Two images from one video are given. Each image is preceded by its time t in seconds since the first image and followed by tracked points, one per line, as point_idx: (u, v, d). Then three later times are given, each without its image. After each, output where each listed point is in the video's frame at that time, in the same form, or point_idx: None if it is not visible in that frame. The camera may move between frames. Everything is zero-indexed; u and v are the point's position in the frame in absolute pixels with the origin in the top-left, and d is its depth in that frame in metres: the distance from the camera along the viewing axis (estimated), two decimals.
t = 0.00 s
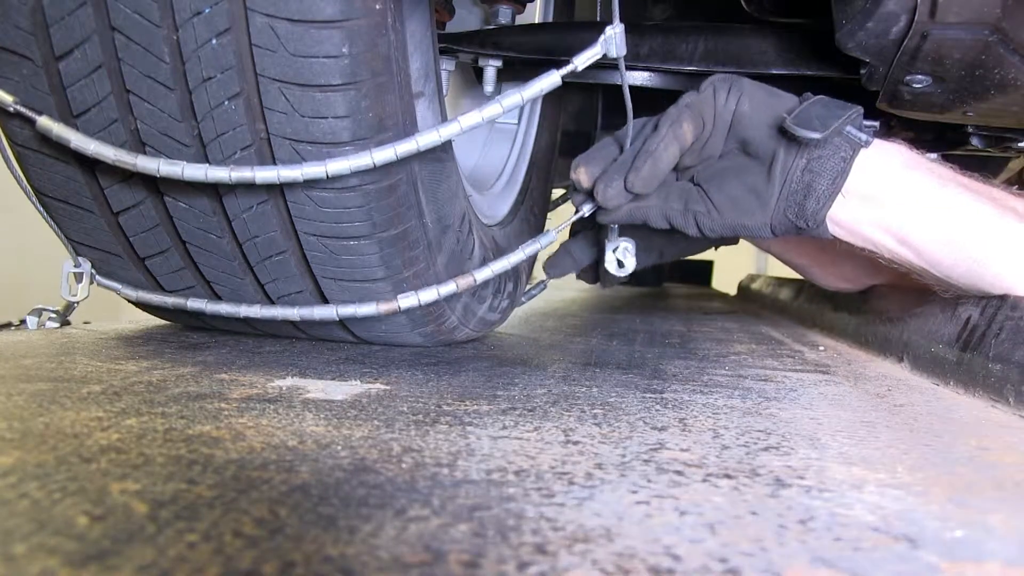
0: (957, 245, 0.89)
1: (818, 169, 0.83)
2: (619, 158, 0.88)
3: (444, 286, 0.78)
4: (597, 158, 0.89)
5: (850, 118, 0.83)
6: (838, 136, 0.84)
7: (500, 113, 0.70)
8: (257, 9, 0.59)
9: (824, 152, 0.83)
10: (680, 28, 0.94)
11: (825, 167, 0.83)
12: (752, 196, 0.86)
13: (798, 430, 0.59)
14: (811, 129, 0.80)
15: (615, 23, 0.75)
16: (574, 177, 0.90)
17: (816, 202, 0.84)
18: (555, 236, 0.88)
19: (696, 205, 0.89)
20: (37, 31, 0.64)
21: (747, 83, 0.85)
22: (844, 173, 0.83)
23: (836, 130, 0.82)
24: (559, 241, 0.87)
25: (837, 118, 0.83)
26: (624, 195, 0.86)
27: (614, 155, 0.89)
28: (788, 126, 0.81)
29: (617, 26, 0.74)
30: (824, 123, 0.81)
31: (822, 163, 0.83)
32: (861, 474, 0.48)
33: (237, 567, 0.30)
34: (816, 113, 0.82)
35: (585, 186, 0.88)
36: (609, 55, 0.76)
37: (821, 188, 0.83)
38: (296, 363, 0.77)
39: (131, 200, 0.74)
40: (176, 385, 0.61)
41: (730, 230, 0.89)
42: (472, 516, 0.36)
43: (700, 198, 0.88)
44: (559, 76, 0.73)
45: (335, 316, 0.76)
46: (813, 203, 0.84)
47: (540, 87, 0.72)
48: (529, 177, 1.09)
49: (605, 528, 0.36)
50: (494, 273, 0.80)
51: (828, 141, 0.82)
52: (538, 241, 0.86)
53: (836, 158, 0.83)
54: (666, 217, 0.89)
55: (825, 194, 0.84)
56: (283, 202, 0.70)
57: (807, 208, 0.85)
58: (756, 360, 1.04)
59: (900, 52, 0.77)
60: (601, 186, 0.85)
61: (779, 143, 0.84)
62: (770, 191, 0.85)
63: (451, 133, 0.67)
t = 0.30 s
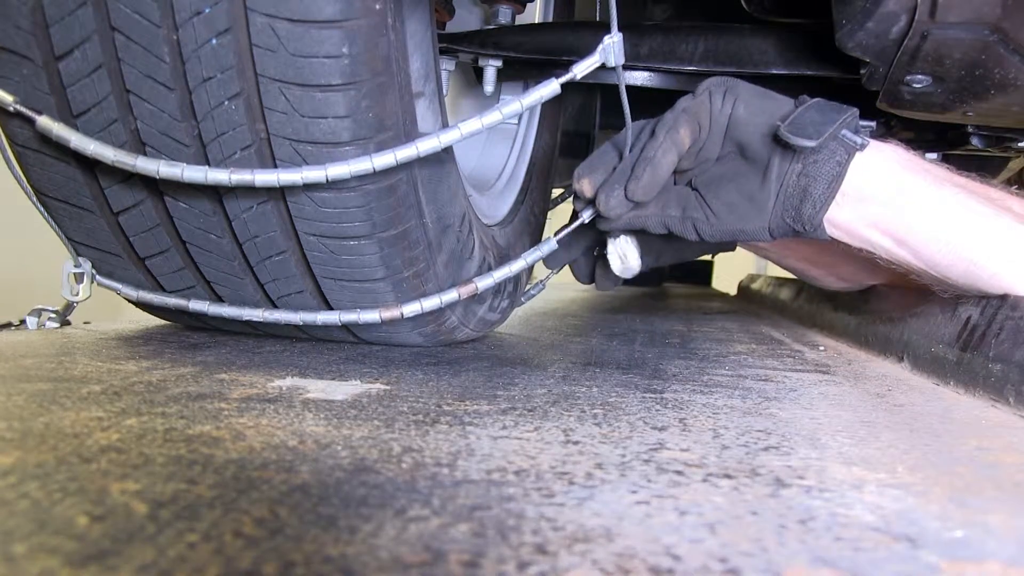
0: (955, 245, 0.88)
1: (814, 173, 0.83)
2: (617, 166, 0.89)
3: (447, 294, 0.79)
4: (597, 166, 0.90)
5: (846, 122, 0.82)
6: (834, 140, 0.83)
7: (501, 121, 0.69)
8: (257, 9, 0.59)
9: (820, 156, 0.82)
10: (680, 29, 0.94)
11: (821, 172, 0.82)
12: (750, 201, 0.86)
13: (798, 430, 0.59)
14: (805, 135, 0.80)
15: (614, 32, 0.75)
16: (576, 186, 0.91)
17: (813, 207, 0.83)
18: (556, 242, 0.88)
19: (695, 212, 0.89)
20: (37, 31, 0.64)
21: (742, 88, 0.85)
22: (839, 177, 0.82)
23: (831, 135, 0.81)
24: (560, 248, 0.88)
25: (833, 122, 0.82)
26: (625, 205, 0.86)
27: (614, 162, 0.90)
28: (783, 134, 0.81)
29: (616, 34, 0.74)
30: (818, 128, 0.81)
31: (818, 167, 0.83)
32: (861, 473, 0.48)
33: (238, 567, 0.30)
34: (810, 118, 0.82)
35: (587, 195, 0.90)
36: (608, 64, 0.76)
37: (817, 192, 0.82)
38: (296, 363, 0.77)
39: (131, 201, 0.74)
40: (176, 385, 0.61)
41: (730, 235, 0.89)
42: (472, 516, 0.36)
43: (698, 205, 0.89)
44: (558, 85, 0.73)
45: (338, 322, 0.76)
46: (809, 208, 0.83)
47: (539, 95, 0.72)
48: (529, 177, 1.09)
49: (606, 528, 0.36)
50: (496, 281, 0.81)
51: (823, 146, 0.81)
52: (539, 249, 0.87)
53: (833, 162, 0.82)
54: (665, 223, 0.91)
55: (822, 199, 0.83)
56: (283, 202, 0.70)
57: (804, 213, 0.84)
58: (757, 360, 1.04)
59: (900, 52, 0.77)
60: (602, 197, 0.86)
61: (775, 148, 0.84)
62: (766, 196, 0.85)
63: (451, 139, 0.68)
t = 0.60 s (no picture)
0: (950, 245, 0.89)
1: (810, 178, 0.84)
2: (619, 171, 0.88)
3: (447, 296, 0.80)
4: (599, 169, 0.89)
5: (844, 128, 0.82)
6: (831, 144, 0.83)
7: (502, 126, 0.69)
8: (257, 9, 0.59)
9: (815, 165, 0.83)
10: (680, 28, 0.94)
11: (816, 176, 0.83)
12: (744, 202, 0.88)
13: (798, 430, 0.59)
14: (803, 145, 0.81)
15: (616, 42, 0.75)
16: (581, 194, 0.91)
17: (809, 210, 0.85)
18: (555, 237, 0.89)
19: (692, 213, 0.91)
20: (37, 31, 0.64)
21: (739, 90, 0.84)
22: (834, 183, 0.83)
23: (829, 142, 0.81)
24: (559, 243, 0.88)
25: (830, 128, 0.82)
26: (630, 213, 0.87)
27: (616, 166, 0.89)
28: (779, 143, 0.81)
29: (617, 44, 0.74)
30: (815, 136, 0.81)
31: (814, 173, 0.83)
32: (861, 473, 0.48)
33: (238, 567, 0.30)
34: (808, 126, 0.82)
35: (589, 201, 0.90)
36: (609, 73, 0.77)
37: (813, 197, 0.84)
38: (296, 363, 0.77)
39: (131, 201, 0.74)
40: (176, 385, 0.61)
41: (727, 233, 0.92)
42: (472, 516, 0.36)
43: (694, 206, 0.91)
44: (559, 92, 0.73)
45: (339, 325, 0.77)
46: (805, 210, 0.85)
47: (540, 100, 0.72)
48: (529, 177, 1.09)
49: (606, 528, 0.36)
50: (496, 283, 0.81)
51: (820, 154, 0.82)
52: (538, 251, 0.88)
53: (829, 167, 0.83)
54: (663, 223, 0.92)
55: (818, 203, 0.84)
56: (283, 203, 0.70)
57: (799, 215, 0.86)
58: (756, 360, 1.04)
59: (900, 52, 0.77)
60: (607, 207, 0.86)
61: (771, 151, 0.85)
62: (762, 198, 0.86)
63: (450, 144, 0.67)
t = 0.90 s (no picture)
0: (949, 247, 0.89)
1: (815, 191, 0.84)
2: (613, 175, 0.87)
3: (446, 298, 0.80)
4: (594, 174, 0.88)
5: (847, 137, 0.82)
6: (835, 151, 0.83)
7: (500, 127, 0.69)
8: (257, 9, 0.59)
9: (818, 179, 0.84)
10: (680, 28, 0.94)
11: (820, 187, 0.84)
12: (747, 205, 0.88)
13: (798, 430, 0.59)
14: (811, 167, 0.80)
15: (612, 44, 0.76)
16: (575, 196, 0.91)
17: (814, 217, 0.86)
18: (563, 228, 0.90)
19: (693, 212, 0.91)
20: (37, 31, 0.64)
21: (739, 99, 0.83)
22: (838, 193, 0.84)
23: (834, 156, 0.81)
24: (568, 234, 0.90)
25: (833, 141, 0.81)
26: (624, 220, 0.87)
27: (611, 168, 0.88)
28: (785, 164, 0.81)
29: (616, 45, 0.75)
30: (820, 154, 0.81)
31: (819, 184, 0.84)
32: (861, 473, 0.48)
33: (237, 567, 0.30)
34: (813, 141, 0.81)
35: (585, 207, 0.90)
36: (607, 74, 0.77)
37: (818, 206, 0.85)
38: (296, 363, 0.77)
39: (131, 201, 0.74)
40: (176, 385, 0.61)
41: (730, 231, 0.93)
42: (472, 516, 0.36)
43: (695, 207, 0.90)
44: (557, 92, 0.73)
45: (340, 327, 0.77)
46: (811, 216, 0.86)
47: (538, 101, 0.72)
48: (529, 177, 1.08)
49: (606, 528, 0.36)
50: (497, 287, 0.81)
51: (826, 171, 0.82)
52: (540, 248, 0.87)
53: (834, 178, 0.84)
54: (666, 222, 0.91)
55: (823, 213, 0.85)
56: (283, 203, 0.70)
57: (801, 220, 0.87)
58: (756, 360, 1.04)
59: (900, 52, 0.77)
60: (601, 215, 0.87)
61: (775, 159, 0.84)
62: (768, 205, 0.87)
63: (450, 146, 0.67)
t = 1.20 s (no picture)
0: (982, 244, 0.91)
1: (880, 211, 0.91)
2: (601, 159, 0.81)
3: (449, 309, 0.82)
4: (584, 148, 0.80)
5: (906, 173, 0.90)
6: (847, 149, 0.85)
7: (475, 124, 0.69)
8: (257, 9, 0.59)
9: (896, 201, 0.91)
10: (680, 28, 0.94)
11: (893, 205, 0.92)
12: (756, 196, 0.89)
13: (798, 430, 0.59)
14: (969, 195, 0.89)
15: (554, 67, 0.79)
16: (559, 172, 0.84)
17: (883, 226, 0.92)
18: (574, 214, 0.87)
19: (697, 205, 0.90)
20: (37, 31, 0.64)
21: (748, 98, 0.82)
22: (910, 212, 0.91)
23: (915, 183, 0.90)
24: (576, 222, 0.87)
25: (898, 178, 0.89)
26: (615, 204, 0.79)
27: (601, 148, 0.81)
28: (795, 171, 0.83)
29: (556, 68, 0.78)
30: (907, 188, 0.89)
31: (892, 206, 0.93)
32: (861, 473, 0.48)
33: (237, 567, 0.30)
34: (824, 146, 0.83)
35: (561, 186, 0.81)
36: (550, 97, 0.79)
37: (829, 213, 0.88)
38: (296, 363, 0.77)
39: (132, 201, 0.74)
40: (176, 385, 0.61)
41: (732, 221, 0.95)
42: (472, 516, 0.36)
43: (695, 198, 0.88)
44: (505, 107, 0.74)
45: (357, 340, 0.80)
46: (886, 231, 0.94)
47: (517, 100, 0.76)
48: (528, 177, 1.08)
49: (605, 528, 0.36)
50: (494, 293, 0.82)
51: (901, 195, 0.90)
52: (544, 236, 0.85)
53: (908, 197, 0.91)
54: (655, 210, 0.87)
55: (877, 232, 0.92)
56: (283, 204, 0.70)
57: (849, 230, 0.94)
58: (756, 360, 1.04)
59: (901, 52, 0.77)
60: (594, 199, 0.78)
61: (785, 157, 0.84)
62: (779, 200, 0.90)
63: (439, 137, 0.67)
